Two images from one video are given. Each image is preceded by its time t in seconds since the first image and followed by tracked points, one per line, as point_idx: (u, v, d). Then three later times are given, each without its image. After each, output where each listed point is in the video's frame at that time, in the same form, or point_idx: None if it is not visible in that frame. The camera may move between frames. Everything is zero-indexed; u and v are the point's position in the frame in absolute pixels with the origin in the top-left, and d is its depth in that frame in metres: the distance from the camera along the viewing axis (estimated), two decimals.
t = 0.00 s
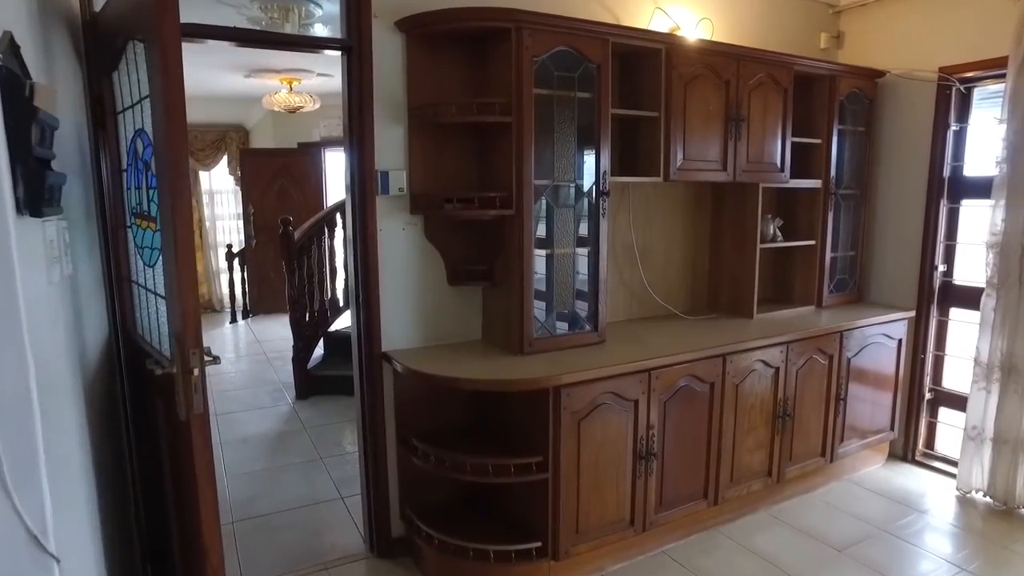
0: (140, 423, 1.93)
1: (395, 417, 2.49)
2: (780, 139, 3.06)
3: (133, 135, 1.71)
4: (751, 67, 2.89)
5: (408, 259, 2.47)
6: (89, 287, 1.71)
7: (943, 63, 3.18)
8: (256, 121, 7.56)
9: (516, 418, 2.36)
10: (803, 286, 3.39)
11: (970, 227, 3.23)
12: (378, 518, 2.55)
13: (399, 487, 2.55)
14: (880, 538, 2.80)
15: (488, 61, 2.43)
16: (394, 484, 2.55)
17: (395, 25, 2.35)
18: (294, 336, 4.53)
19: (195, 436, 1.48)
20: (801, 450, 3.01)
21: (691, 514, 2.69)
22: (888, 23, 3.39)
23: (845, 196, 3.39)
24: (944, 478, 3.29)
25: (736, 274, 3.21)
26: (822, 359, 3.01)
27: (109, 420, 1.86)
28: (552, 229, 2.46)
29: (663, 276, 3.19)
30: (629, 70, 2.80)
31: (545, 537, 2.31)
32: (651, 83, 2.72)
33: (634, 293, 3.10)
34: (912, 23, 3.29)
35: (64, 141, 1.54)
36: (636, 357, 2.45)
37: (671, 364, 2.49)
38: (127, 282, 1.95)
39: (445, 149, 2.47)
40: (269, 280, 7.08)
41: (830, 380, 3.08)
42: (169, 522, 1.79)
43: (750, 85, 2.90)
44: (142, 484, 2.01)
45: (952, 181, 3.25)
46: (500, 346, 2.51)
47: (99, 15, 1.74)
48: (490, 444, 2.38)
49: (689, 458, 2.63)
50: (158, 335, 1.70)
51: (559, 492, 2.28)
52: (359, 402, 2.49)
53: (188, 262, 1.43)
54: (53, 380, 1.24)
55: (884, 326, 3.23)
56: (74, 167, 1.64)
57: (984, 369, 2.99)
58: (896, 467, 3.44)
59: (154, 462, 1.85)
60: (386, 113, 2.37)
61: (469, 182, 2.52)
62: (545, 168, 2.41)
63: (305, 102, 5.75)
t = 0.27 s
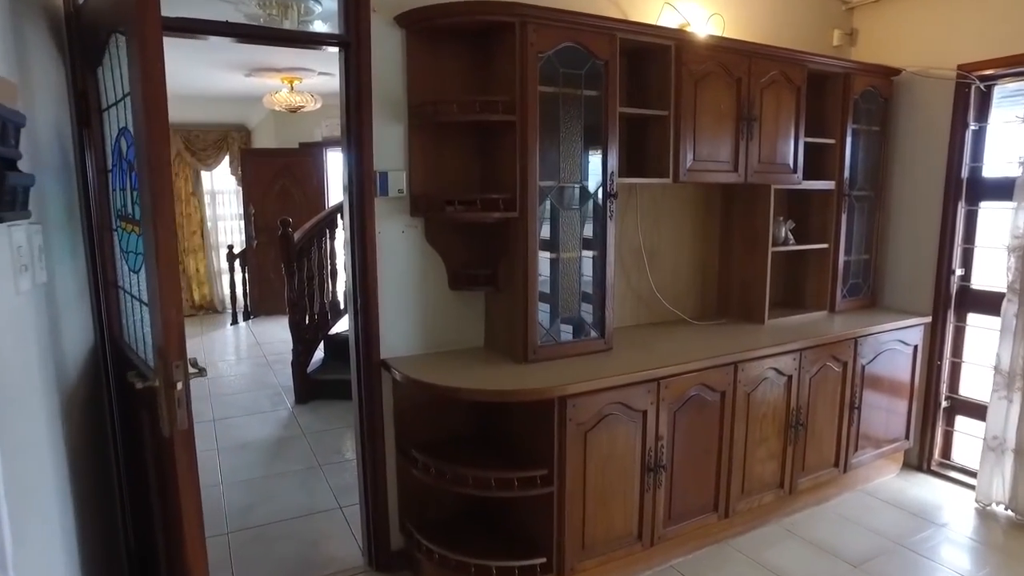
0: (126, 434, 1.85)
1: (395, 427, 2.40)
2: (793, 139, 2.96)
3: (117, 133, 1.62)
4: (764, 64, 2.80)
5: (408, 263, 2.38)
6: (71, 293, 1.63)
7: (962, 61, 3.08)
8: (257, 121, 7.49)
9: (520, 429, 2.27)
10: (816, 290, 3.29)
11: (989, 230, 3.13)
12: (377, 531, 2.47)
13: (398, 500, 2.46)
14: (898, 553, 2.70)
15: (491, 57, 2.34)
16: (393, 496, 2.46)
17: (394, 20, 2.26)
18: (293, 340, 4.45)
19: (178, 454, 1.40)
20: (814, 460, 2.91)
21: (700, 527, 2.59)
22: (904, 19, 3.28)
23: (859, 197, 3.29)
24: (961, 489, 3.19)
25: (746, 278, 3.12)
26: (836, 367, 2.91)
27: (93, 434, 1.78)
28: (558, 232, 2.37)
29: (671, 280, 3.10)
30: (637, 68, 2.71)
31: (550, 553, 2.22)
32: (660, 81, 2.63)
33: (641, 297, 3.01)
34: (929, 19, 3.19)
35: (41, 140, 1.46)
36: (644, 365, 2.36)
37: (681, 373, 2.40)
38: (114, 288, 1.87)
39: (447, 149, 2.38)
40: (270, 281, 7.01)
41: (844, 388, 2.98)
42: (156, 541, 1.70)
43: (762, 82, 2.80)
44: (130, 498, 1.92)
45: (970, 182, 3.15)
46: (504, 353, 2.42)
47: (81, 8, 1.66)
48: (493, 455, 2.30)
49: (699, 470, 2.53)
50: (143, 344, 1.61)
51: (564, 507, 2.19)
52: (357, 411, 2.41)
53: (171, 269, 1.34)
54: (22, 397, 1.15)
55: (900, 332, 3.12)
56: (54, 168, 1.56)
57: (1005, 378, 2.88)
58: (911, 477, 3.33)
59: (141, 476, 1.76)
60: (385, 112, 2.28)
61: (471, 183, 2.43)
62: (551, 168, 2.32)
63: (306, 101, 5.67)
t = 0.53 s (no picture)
0: (121, 441, 1.78)
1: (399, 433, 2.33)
2: (811, 136, 2.87)
3: (110, 129, 1.55)
4: (781, 59, 2.71)
5: (413, 264, 2.30)
6: (61, 296, 1.56)
7: (986, 55, 2.97)
8: (262, 120, 7.43)
9: (529, 437, 2.19)
10: (833, 292, 3.19)
11: (1013, 231, 3.02)
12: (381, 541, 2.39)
13: (403, 509, 2.37)
14: (921, 565, 2.60)
15: (500, 51, 2.26)
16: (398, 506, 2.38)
17: (400, 12, 2.18)
18: (296, 341, 4.37)
19: (170, 467, 1.32)
20: (832, 468, 2.82)
21: (714, 538, 2.51)
22: (924, 13, 3.18)
23: (878, 197, 3.20)
24: (984, 499, 3.08)
25: (761, 280, 3.03)
26: (855, 372, 2.82)
27: (86, 442, 1.71)
28: (568, 233, 2.29)
29: (684, 282, 3.02)
30: (650, 63, 2.63)
31: (559, 566, 2.14)
32: (674, 77, 2.54)
33: (654, 300, 2.93)
34: (951, 13, 3.08)
35: (26, 135, 1.39)
36: (658, 371, 2.28)
37: (695, 379, 2.31)
38: (108, 289, 1.80)
39: (454, 147, 2.30)
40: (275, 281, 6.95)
41: (864, 394, 2.88)
42: (149, 555, 1.63)
43: (779, 78, 2.71)
44: (125, 508, 1.86)
45: (994, 181, 3.04)
46: (512, 358, 2.34)
47: None
48: (501, 464, 2.22)
49: (713, 479, 2.45)
50: (136, 350, 1.54)
51: (575, 517, 2.11)
52: (361, 417, 2.34)
53: (162, 272, 1.27)
54: None
55: (920, 336, 3.03)
56: (42, 165, 1.49)
57: None
58: (931, 486, 3.23)
59: (135, 486, 1.69)
60: (389, 107, 2.20)
61: (479, 181, 2.35)
62: (561, 166, 2.24)
63: (310, 99, 5.61)
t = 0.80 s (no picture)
0: (122, 446, 1.72)
1: (409, 438, 2.26)
2: (833, 133, 2.78)
3: (109, 122, 1.49)
4: (803, 53, 2.62)
5: (423, 264, 2.23)
6: (57, 295, 1.49)
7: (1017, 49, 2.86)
8: (270, 118, 7.39)
9: (543, 443, 2.12)
10: (855, 294, 3.09)
11: None
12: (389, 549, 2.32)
13: (412, 517, 2.30)
14: None
15: (514, 43, 2.18)
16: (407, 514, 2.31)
17: (411, 4, 2.11)
18: (303, 341, 4.31)
19: (168, 477, 1.25)
20: (854, 476, 2.73)
21: (734, 548, 2.42)
22: (951, 6, 3.08)
23: (901, 196, 3.10)
24: (1012, 509, 2.98)
25: (781, 281, 2.94)
26: (879, 376, 2.72)
27: (85, 448, 1.64)
28: (584, 232, 2.21)
29: (701, 283, 2.94)
30: (668, 58, 2.55)
31: None
32: (693, 71, 2.46)
33: (670, 301, 2.86)
34: (979, 6, 2.98)
35: (19, 128, 1.32)
36: (677, 376, 2.20)
37: (715, 384, 2.23)
38: (109, 289, 1.74)
39: (467, 143, 2.23)
40: (282, 281, 6.91)
41: (888, 400, 2.78)
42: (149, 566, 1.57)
43: (801, 73, 2.62)
44: (126, 515, 1.79)
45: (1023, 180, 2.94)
46: (525, 361, 2.27)
47: None
48: (514, 471, 2.15)
49: (733, 487, 2.37)
50: (135, 352, 1.48)
51: (590, 527, 2.03)
52: (369, 421, 2.27)
53: (160, 271, 1.20)
54: None
55: (946, 340, 2.93)
56: (38, 159, 1.42)
57: None
58: (956, 494, 3.13)
59: (136, 493, 1.63)
60: (400, 102, 2.13)
61: (492, 178, 2.28)
62: (577, 163, 2.16)
63: (319, 97, 5.55)
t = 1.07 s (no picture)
0: (125, 451, 1.66)
1: (421, 444, 2.19)
2: (859, 130, 2.68)
3: (111, 114, 1.43)
4: (829, 47, 2.52)
5: (437, 264, 2.16)
6: (57, 295, 1.43)
7: None
8: (280, 116, 7.34)
9: (560, 450, 2.04)
10: (879, 297, 3.00)
11: None
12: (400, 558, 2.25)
13: (423, 525, 2.23)
14: None
15: (531, 35, 2.11)
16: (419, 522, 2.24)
17: None
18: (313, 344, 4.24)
19: (170, 488, 1.19)
20: (880, 486, 2.63)
21: (756, 559, 2.34)
22: None
23: (928, 196, 3.01)
24: None
25: (803, 283, 2.85)
26: (907, 382, 2.63)
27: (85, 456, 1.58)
28: (603, 232, 2.14)
29: (721, 285, 2.86)
30: (689, 52, 2.47)
31: None
32: (715, 65, 2.38)
33: (689, 303, 2.78)
34: None
35: (16, 119, 1.26)
36: (699, 381, 2.11)
37: (739, 389, 2.15)
38: (112, 288, 1.68)
39: (482, 139, 2.16)
40: (291, 280, 6.87)
41: (915, 406, 2.69)
42: None
43: (827, 68, 2.53)
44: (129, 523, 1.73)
45: None
46: (542, 365, 2.19)
47: None
48: (530, 479, 2.07)
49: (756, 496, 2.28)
50: (137, 354, 1.41)
51: (609, 538, 1.96)
52: (380, 426, 2.20)
53: (162, 270, 1.14)
54: None
55: (975, 345, 2.83)
56: (37, 153, 1.37)
57: None
58: (984, 505, 3.03)
59: (139, 501, 1.57)
60: (413, 96, 2.06)
61: (507, 176, 2.21)
62: (596, 160, 2.08)
63: (329, 95, 5.50)
